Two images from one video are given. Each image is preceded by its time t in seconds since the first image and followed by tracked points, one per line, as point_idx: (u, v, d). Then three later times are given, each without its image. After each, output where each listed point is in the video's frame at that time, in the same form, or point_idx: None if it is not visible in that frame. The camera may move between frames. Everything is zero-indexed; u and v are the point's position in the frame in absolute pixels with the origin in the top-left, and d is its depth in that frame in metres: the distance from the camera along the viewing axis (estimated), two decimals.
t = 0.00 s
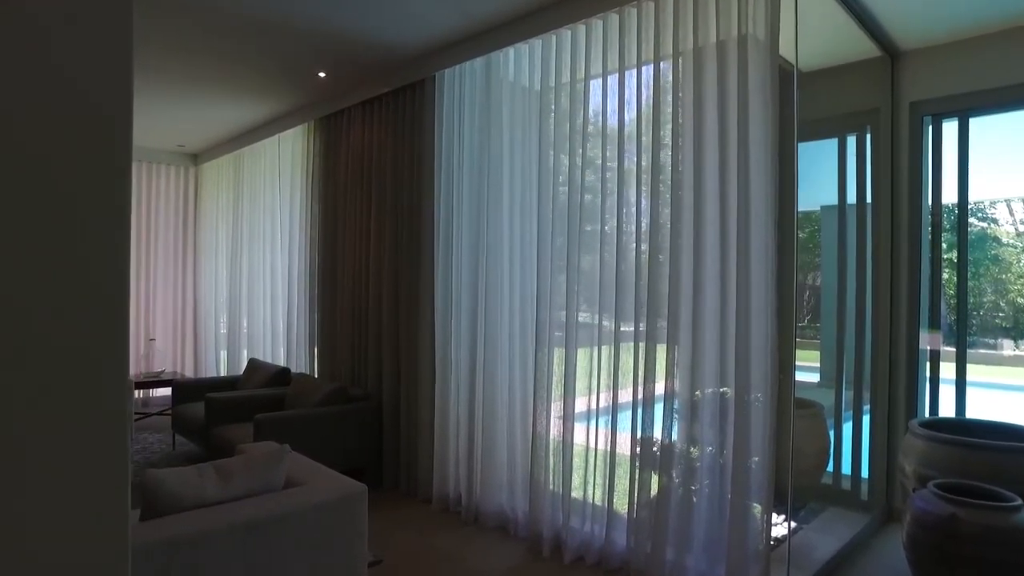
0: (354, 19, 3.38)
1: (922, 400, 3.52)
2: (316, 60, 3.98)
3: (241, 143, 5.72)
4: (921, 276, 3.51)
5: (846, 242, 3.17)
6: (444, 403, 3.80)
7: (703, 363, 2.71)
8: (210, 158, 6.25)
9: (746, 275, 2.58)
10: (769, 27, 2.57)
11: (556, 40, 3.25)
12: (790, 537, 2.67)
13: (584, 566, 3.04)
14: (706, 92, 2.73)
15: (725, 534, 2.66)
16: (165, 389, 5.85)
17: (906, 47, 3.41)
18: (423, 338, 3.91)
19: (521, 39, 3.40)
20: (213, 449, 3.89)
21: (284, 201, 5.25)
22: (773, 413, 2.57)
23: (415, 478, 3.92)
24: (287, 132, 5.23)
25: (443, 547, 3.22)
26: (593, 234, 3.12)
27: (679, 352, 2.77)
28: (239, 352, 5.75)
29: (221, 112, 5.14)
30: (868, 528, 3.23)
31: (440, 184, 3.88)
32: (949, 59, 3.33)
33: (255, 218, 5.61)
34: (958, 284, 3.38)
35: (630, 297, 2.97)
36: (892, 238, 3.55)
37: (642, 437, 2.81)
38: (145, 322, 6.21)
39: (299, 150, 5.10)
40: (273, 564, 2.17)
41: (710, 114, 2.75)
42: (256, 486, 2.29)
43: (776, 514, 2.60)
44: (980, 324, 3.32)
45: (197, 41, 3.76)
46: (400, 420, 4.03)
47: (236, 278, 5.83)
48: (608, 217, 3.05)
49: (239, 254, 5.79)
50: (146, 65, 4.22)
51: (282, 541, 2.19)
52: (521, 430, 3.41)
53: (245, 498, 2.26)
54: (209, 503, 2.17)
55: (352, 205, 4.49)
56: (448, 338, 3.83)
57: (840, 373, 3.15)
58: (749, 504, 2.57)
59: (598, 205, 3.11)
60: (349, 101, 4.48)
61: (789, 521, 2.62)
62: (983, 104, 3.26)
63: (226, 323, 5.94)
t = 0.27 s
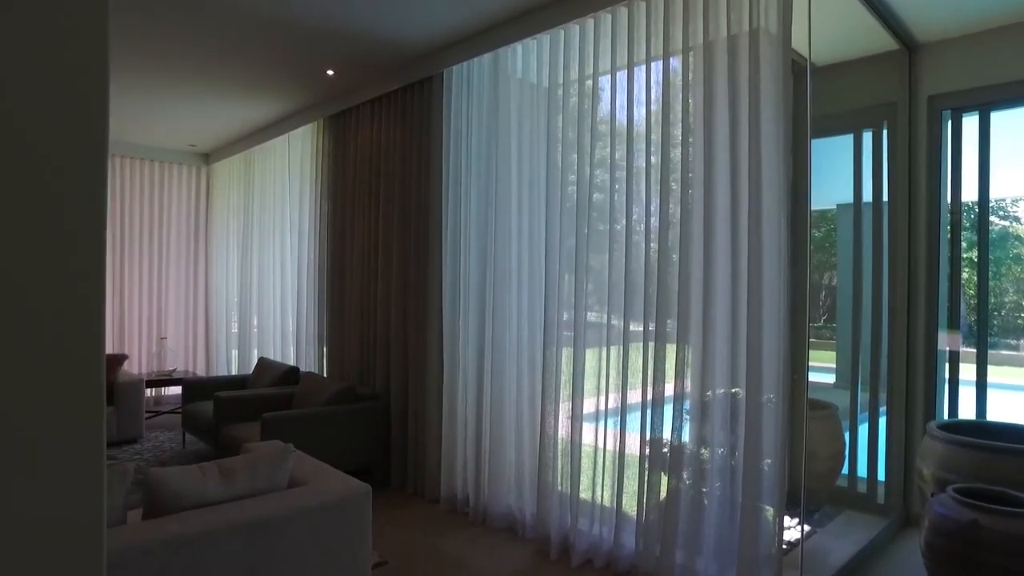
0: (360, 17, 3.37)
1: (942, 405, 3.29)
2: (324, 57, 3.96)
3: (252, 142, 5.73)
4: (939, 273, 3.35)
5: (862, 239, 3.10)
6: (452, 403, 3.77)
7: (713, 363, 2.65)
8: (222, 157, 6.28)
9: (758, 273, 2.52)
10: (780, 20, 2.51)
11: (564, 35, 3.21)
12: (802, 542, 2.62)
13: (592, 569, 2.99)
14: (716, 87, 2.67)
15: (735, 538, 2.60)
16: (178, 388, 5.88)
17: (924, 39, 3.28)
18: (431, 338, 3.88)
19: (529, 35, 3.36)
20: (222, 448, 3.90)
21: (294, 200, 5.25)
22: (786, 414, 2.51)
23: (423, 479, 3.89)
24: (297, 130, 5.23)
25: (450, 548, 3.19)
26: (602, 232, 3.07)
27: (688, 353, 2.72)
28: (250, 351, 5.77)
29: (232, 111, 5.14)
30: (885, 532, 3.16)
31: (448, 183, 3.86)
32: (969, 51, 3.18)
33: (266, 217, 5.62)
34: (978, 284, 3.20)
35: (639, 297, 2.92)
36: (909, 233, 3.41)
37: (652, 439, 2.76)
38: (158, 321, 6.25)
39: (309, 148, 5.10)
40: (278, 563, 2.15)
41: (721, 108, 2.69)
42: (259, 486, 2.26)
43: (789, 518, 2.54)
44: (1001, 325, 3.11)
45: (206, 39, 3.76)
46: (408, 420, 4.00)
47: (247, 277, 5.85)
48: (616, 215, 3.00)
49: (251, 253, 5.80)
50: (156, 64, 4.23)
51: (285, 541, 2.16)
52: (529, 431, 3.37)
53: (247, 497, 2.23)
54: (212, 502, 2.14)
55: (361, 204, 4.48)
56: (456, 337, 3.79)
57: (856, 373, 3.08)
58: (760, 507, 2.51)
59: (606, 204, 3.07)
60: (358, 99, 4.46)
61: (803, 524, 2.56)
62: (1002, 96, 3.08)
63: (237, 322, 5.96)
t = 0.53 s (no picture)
0: (369, 14, 3.34)
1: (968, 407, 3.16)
2: (335, 55, 3.94)
3: (265, 142, 5.74)
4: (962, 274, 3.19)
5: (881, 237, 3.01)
6: (463, 403, 3.73)
7: (726, 363, 2.59)
8: (236, 157, 6.29)
9: (772, 271, 2.45)
10: (797, 13, 2.44)
11: (574, 30, 3.16)
12: (820, 547, 2.55)
13: (603, 573, 2.94)
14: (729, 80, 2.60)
15: (749, 543, 2.53)
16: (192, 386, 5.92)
17: (946, 30, 3.14)
18: (441, 338, 3.84)
19: (539, 30, 3.31)
20: (233, 447, 3.89)
21: (306, 199, 5.25)
22: (802, 415, 2.44)
23: (433, 479, 3.86)
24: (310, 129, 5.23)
25: (458, 550, 3.15)
26: (613, 231, 3.02)
27: (701, 353, 2.65)
28: (263, 350, 5.78)
29: (244, 110, 5.15)
30: (906, 537, 3.07)
31: (458, 182, 3.82)
32: (995, 41, 3.05)
33: (279, 216, 5.63)
34: (1005, 284, 3.05)
35: (650, 296, 2.86)
36: (932, 230, 3.26)
37: (663, 440, 2.70)
38: (173, 320, 6.28)
39: (320, 147, 5.09)
40: (282, 565, 2.12)
41: (734, 102, 2.62)
42: (262, 486, 2.22)
43: (805, 522, 2.47)
44: None
45: (216, 37, 3.75)
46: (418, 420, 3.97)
47: (260, 277, 5.86)
48: (628, 213, 2.94)
49: (264, 253, 5.81)
50: (169, 64, 4.24)
51: (290, 541, 2.13)
52: (539, 431, 3.32)
53: (252, 497, 2.20)
54: (216, 502, 2.11)
55: (372, 204, 4.46)
56: (466, 337, 3.76)
57: (876, 374, 2.99)
58: (775, 511, 2.44)
59: (617, 203, 3.01)
60: (368, 97, 4.44)
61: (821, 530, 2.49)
62: None
63: (250, 321, 5.98)
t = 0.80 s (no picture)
0: (379, 11, 3.32)
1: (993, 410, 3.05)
2: (346, 53, 3.93)
3: (280, 141, 5.75)
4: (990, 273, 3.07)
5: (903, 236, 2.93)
6: (474, 403, 3.70)
7: (741, 365, 2.52)
8: (251, 157, 6.32)
9: (789, 270, 2.39)
10: (815, 5, 2.37)
11: (586, 26, 3.11)
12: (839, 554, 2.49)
13: None
14: (744, 75, 2.54)
15: (765, 549, 2.47)
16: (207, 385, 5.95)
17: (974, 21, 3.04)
18: (453, 338, 3.81)
19: (550, 26, 3.27)
20: (245, 446, 3.90)
21: (319, 198, 5.26)
22: (819, 419, 2.37)
23: (444, 479, 3.83)
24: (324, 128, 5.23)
25: (469, 552, 3.12)
26: (626, 230, 2.97)
27: (716, 354, 2.59)
28: (278, 350, 5.80)
29: (259, 110, 5.16)
30: (930, 543, 2.97)
31: (470, 181, 3.79)
32: None
33: (293, 216, 5.64)
34: None
35: (664, 296, 2.80)
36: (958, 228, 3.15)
37: (677, 443, 2.64)
38: (189, 319, 6.32)
39: (334, 146, 5.10)
40: (288, 566, 2.10)
41: (750, 97, 2.56)
42: (268, 487, 2.20)
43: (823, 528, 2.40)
44: None
45: (229, 37, 3.76)
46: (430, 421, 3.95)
47: (275, 276, 5.88)
48: (641, 211, 2.88)
49: (279, 253, 5.83)
50: (183, 65, 4.26)
51: (295, 543, 2.11)
52: (551, 432, 3.28)
53: (258, 497, 2.18)
54: (221, 502, 2.10)
55: (384, 203, 4.45)
56: (478, 338, 3.72)
57: (897, 376, 2.91)
58: (792, 516, 2.37)
59: (630, 201, 2.96)
60: (381, 96, 4.43)
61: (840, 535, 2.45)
62: None
63: (265, 321, 6.00)
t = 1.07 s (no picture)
0: (392, 8, 3.29)
1: None
2: (360, 51, 3.92)
3: (296, 140, 5.77)
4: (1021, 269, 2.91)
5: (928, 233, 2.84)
6: (488, 402, 3.67)
7: (759, 364, 2.47)
8: (267, 156, 6.35)
9: (808, 267, 2.32)
10: None
11: (601, 19, 3.07)
12: (860, 559, 2.43)
13: None
14: (763, 67, 2.48)
15: (785, 552, 2.41)
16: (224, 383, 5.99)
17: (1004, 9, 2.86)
18: (466, 336, 3.78)
19: (565, 20, 3.23)
20: (260, 444, 3.91)
21: (335, 197, 5.26)
22: (840, 421, 2.30)
23: (458, 479, 3.81)
24: (340, 126, 5.23)
25: (481, 552, 3.09)
26: (642, 227, 2.92)
27: (734, 352, 2.53)
28: (293, 348, 5.82)
29: (274, 109, 5.17)
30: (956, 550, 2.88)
31: (483, 178, 3.76)
32: None
33: (309, 215, 5.66)
34: None
35: (680, 294, 2.75)
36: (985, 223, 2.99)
37: (693, 443, 2.59)
38: (206, 318, 6.37)
39: (349, 144, 5.10)
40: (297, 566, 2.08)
41: (768, 89, 2.50)
42: (278, 486, 2.19)
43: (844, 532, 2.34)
44: None
45: (243, 36, 3.76)
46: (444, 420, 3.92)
47: (291, 275, 5.90)
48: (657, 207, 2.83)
49: (294, 251, 5.85)
50: (199, 64, 4.28)
51: (305, 542, 2.09)
52: (565, 431, 3.24)
53: (268, 495, 2.16)
54: (231, 500, 2.09)
55: (399, 201, 4.44)
56: (492, 336, 3.69)
57: (922, 378, 2.82)
58: (812, 519, 2.31)
59: (645, 197, 2.91)
60: (395, 93, 4.42)
61: (861, 540, 2.38)
62: None
63: (281, 319, 6.02)
